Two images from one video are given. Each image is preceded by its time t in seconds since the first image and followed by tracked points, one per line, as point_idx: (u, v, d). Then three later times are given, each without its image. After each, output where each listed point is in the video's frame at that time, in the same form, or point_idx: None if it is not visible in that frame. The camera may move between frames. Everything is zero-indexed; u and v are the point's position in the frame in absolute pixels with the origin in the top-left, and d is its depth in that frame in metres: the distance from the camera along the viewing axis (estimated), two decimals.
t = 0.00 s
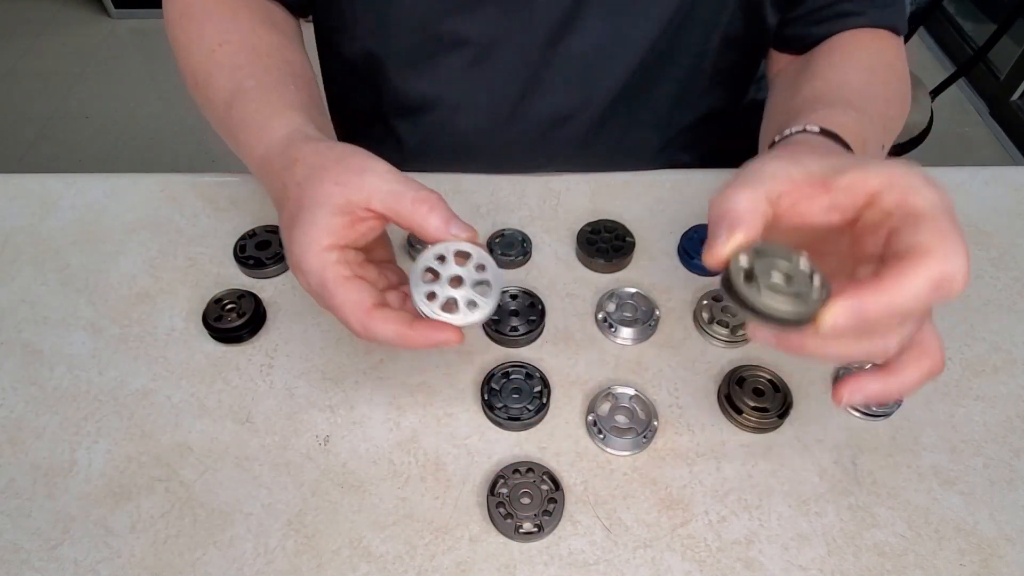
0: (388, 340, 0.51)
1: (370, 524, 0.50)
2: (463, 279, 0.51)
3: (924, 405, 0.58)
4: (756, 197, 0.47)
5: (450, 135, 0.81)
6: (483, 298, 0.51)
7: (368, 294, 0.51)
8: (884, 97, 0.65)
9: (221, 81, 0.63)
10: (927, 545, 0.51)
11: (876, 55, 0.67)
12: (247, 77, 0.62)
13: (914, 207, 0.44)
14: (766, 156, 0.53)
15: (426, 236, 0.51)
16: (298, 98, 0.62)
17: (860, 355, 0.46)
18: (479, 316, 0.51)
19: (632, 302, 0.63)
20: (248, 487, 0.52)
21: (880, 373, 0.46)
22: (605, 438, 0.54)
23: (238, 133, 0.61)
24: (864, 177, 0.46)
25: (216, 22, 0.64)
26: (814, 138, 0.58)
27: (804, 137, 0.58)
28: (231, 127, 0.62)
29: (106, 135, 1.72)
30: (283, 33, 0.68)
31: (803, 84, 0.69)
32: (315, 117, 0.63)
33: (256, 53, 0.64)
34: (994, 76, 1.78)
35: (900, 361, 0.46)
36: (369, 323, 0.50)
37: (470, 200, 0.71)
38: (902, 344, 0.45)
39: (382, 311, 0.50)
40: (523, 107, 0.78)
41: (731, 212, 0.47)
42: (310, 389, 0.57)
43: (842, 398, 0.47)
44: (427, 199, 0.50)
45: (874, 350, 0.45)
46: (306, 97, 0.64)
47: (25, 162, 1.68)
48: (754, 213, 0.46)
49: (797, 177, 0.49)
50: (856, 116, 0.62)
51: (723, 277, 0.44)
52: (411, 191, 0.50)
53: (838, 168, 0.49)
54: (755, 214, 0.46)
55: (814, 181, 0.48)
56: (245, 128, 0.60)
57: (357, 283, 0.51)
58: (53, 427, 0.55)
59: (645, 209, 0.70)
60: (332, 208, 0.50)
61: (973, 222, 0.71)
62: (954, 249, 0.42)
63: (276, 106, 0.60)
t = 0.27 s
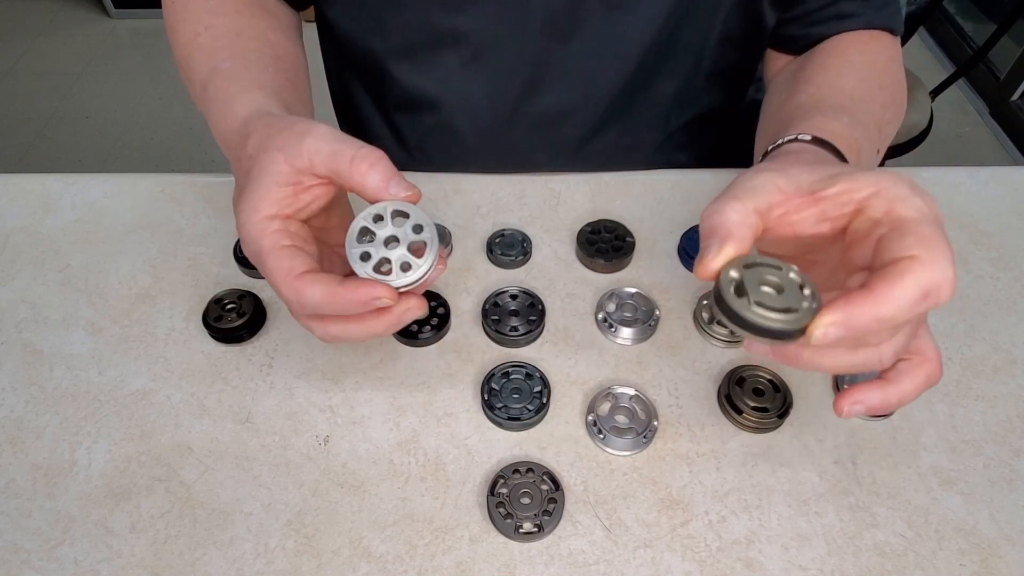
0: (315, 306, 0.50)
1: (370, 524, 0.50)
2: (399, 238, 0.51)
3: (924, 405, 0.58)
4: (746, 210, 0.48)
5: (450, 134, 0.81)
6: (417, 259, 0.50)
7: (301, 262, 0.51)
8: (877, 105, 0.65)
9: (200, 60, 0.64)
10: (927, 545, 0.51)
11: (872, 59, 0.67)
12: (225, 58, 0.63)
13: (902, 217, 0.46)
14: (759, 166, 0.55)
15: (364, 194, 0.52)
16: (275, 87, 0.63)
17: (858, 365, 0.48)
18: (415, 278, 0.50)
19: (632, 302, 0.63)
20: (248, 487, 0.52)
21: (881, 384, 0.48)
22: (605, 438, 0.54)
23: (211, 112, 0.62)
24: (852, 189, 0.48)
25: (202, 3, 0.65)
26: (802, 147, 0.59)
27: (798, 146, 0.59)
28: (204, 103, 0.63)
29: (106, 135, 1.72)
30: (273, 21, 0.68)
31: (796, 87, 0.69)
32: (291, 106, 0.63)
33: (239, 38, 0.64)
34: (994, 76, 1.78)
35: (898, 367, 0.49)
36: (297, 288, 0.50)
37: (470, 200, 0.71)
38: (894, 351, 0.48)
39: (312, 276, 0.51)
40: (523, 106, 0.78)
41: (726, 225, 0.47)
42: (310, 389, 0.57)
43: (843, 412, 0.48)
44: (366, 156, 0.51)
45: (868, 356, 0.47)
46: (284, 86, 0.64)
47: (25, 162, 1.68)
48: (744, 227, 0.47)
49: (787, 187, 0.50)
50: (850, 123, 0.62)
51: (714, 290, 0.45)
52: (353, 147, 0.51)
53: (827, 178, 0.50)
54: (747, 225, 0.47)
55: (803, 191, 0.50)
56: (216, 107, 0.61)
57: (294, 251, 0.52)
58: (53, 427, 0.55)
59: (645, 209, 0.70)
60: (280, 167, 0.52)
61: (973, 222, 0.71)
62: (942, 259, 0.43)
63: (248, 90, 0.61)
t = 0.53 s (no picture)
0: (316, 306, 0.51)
1: (370, 524, 0.50)
2: (400, 236, 0.51)
3: (924, 405, 0.59)
4: (750, 220, 0.48)
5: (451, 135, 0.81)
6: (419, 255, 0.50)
7: (300, 263, 0.52)
8: (874, 106, 0.66)
9: (196, 62, 0.64)
10: (927, 545, 0.51)
11: (866, 57, 0.68)
12: (220, 61, 0.63)
13: (901, 227, 0.47)
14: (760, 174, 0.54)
15: (369, 194, 0.52)
16: (271, 89, 0.63)
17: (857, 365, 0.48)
18: (416, 275, 0.50)
19: (632, 302, 0.63)
20: (248, 487, 0.52)
21: (880, 387, 0.49)
22: (605, 438, 0.54)
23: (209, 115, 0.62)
24: (852, 199, 0.48)
25: (198, 4, 0.65)
26: (797, 153, 0.59)
27: (796, 151, 0.59)
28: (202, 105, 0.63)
29: (106, 135, 1.72)
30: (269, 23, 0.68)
31: (793, 88, 0.69)
32: (287, 108, 0.63)
33: (234, 39, 0.65)
34: (995, 76, 1.78)
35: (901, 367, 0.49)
36: (297, 288, 0.51)
37: (469, 200, 0.71)
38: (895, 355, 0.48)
39: (312, 276, 0.51)
40: (523, 107, 0.78)
41: (730, 234, 0.47)
42: (310, 389, 0.57)
43: (846, 413, 0.48)
44: (368, 153, 0.52)
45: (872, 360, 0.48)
46: (280, 87, 0.64)
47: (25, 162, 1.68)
48: (749, 237, 0.47)
49: (789, 198, 0.50)
50: (846, 127, 0.62)
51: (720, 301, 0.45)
52: (352, 146, 0.52)
53: (828, 187, 0.50)
54: (750, 234, 0.47)
55: (804, 200, 0.50)
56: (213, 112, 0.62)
57: (294, 252, 0.52)
58: (53, 427, 0.55)
59: (645, 209, 0.70)
60: (281, 169, 0.53)
61: (973, 222, 0.71)
62: (941, 267, 0.44)
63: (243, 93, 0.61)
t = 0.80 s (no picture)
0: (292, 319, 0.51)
1: (370, 524, 0.50)
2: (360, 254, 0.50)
3: (924, 405, 0.59)
4: (743, 228, 0.49)
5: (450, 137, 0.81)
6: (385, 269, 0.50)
7: (279, 274, 0.52)
8: (867, 109, 0.67)
9: (187, 63, 0.64)
10: (927, 545, 0.51)
11: (862, 60, 0.69)
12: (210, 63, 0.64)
13: (889, 239, 0.47)
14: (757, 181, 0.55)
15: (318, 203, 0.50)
16: (261, 94, 0.63)
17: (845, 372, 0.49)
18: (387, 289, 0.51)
19: (632, 302, 0.63)
20: (248, 487, 0.52)
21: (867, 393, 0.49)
22: (605, 437, 0.54)
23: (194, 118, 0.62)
24: (842, 209, 0.49)
25: (191, 6, 0.66)
26: (791, 158, 0.60)
27: (792, 156, 0.60)
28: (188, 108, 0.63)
29: (106, 135, 1.72)
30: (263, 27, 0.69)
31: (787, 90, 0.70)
32: (276, 115, 0.64)
33: (225, 42, 0.65)
34: (994, 76, 1.78)
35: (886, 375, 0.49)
36: (274, 299, 0.51)
37: (470, 200, 0.71)
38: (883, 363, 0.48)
39: (289, 289, 0.51)
40: (523, 107, 0.78)
41: (722, 241, 0.48)
42: (310, 389, 0.57)
43: (830, 420, 0.48)
44: (318, 158, 0.50)
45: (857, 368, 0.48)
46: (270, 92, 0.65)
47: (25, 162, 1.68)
48: (740, 245, 0.48)
49: (782, 206, 0.51)
50: (840, 129, 0.63)
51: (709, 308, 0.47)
52: (307, 151, 0.51)
53: (820, 196, 0.51)
54: (742, 242, 0.48)
55: (797, 209, 0.51)
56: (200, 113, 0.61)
57: (272, 262, 0.53)
58: (53, 427, 0.55)
59: (645, 209, 0.70)
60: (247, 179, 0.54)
61: (973, 222, 0.71)
62: (925, 280, 0.45)
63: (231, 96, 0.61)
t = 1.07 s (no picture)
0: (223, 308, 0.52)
1: (370, 524, 0.50)
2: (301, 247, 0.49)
3: (924, 405, 0.59)
4: (732, 218, 0.51)
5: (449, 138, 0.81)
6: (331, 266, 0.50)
7: (218, 263, 0.53)
8: (866, 103, 0.67)
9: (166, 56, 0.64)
10: (927, 544, 0.51)
11: (861, 55, 0.69)
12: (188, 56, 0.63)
13: (871, 224, 0.49)
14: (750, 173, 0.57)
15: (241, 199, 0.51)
16: (235, 92, 0.63)
17: (828, 354, 0.50)
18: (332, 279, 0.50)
19: (632, 302, 0.63)
20: (248, 487, 0.52)
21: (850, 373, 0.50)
22: (605, 437, 0.54)
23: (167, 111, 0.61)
24: (829, 196, 0.51)
25: (175, 4, 0.66)
26: (786, 149, 0.61)
27: (787, 148, 0.61)
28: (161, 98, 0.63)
29: (106, 134, 1.72)
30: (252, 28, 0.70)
31: (787, 87, 0.71)
32: (249, 114, 0.63)
33: (204, 38, 0.65)
34: (994, 76, 1.78)
35: (871, 355, 0.51)
36: (205, 289, 0.52)
37: (470, 200, 0.71)
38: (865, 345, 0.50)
39: (223, 279, 0.52)
40: (523, 107, 0.78)
41: (713, 229, 0.50)
42: (309, 389, 0.57)
43: (813, 397, 0.50)
44: (235, 160, 0.51)
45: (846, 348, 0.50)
46: (245, 92, 0.64)
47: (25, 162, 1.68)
48: (729, 233, 0.50)
49: (770, 195, 0.53)
50: (837, 123, 0.64)
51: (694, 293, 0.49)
52: (229, 149, 0.52)
53: (808, 185, 0.53)
54: (730, 230, 0.50)
55: (786, 198, 0.53)
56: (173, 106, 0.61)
57: (212, 253, 0.53)
58: (53, 427, 0.55)
59: (645, 209, 0.70)
60: (181, 177, 0.55)
61: (973, 222, 0.71)
62: (903, 262, 0.46)
63: (204, 91, 0.61)
